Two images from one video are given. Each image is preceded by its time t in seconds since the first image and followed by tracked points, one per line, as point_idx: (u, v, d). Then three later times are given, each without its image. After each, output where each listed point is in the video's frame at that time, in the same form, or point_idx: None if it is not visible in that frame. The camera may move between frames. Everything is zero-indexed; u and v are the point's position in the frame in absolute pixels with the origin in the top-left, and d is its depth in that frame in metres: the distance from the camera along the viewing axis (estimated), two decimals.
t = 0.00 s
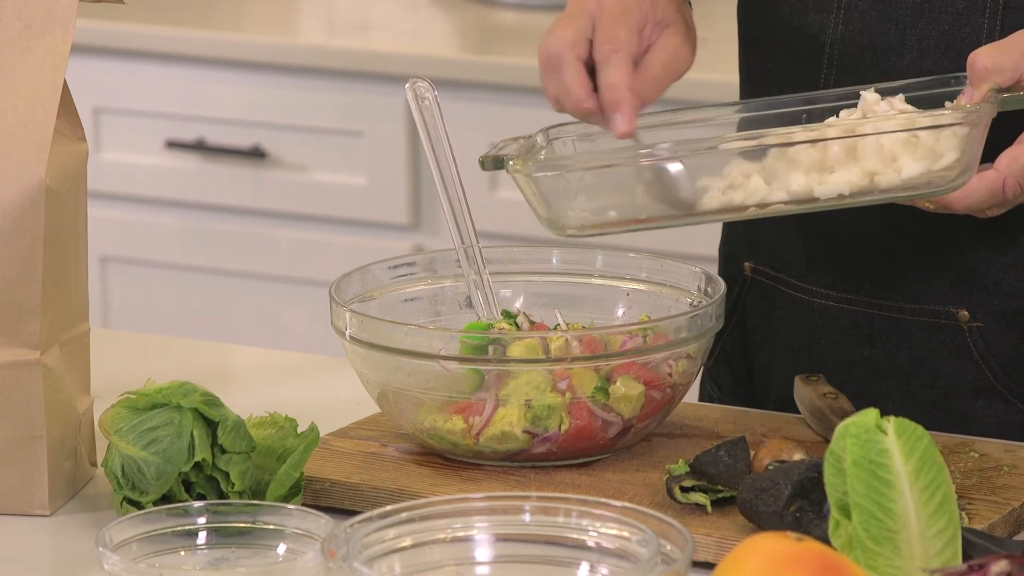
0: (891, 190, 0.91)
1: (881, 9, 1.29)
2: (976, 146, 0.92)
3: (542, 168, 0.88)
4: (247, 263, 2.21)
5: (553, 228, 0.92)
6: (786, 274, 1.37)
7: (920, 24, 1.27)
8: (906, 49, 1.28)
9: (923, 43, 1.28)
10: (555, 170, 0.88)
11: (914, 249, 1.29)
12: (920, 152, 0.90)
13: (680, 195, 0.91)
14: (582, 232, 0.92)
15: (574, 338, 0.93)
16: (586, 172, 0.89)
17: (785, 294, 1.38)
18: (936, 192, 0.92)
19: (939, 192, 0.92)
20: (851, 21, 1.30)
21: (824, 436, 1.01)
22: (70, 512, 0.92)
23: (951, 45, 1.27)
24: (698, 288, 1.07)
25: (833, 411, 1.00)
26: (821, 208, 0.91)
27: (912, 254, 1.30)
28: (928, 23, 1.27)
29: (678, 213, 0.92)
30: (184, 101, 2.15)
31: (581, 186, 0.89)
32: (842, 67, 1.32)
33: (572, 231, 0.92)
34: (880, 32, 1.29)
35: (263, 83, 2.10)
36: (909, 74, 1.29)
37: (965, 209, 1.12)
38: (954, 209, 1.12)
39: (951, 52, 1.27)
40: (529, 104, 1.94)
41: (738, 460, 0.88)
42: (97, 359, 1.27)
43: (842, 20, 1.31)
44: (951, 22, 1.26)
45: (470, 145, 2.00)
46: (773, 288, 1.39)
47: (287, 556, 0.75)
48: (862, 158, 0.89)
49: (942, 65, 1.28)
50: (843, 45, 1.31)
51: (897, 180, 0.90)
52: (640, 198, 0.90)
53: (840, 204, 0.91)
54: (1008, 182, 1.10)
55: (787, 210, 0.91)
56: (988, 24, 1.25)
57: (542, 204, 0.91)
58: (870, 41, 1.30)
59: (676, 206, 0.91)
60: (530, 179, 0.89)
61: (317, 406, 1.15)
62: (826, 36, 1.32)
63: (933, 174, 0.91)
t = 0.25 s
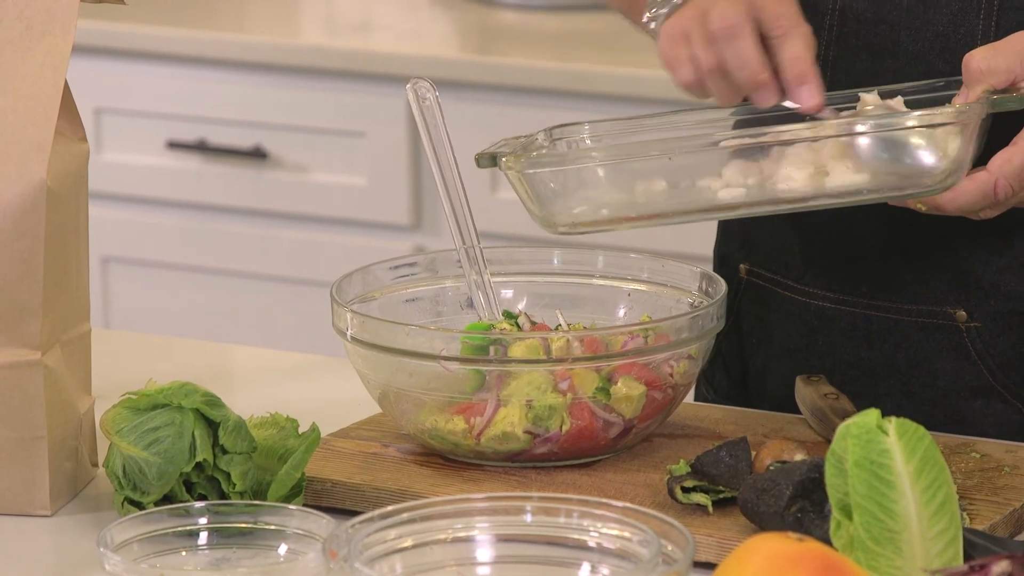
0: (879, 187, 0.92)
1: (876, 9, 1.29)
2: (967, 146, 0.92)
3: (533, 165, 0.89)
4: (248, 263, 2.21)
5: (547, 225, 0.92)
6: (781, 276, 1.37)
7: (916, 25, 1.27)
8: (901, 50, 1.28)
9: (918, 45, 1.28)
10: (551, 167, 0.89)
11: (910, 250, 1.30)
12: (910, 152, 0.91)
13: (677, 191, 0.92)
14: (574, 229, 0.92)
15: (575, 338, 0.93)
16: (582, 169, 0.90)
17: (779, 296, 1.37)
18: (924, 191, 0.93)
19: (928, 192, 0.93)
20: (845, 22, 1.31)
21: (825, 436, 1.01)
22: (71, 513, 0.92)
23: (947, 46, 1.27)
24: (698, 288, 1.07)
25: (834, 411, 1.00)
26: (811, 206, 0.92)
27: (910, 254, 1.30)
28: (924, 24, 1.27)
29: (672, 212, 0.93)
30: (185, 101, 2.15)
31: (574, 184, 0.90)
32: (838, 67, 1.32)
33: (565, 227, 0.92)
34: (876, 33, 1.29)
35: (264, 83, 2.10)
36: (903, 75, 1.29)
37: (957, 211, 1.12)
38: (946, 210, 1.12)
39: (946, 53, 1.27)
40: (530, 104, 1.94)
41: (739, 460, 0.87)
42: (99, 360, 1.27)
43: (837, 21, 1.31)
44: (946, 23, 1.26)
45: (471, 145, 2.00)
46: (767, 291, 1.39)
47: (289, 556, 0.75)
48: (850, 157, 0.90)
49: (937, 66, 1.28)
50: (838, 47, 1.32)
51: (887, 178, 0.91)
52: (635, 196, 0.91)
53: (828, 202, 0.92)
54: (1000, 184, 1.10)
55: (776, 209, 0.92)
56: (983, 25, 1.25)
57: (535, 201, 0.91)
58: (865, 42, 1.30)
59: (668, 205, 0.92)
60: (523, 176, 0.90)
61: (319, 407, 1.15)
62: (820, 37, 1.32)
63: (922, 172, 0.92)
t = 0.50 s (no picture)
0: (891, 184, 0.92)
1: (873, 7, 1.29)
2: (979, 148, 0.92)
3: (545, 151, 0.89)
4: (243, 257, 2.21)
5: (557, 213, 0.92)
6: (775, 272, 1.37)
7: (913, 23, 1.27)
8: (899, 47, 1.28)
9: (917, 42, 1.28)
10: (564, 153, 0.89)
11: (909, 248, 1.30)
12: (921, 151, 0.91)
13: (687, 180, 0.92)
14: (583, 217, 0.92)
15: (569, 332, 0.93)
16: (596, 156, 0.90)
17: (772, 291, 1.37)
18: (935, 189, 0.93)
19: (938, 190, 0.94)
20: (843, 19, 1.30)
21: (819, 430, 1.01)
22: (65, 507, 0.91)
23: (945, 44, 1.27)
24: (693, 282, 1.07)
25: (828, 404, 1.00)
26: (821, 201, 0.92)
27: (906, 251, 1.30)
28: (922, 22, 1.27)
29: (681, 203, 0.93)
30: (180, 94, 2.15)
31: (587, 171, 0.90)
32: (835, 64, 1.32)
33: (574, 215, 0.92)
34: (874, 30, 1.29)
35: (259, 76, 2.09)
36: (903, 74, 1.29)
37: (968, 208, 1.12)
38: (956, 207, 1.12)
39: (945, 51, 1.27)
40: (524, 98, 1.94)
41: (733, 454, 0.88)
42: (93, 354, 1.27)
43: (834, 19, 1.31)
44: (945, 21, 1.26)
45: (465, 139, 1.99)
46: (761, 286, 1.38)
47: (283, 550, 0.75)
48: (862, 153, 0.91)
49: (935, 63, 1.28)
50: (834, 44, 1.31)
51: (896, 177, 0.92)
52: (645, 185, 0.91)
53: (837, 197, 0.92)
54: (1011, 183, 1.10)
55: (787, 202, 0.92)
56: (981, 22, 1.26)
57: (546, 189, 0.91)
58: (862, 40, 1.30)
59: (678, 194, 0.92)
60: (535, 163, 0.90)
61: (312, 401, 1.15)
62: (817, 33, 1.32)
63: (932, 172, 0.92)
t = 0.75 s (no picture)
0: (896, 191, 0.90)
1: (869, 10, 1.29)
2: (982, 155, 0.90)
3: (545, 157, 0.87)
4: (243, 256, 2.20)
5: (559, 220, 0.91)
6: (770, 273, 1.37)
7: (907, 27, 1.28)
8: (894, 52, 1.29)
9: (911, 47, 1.28)
10: (564, 161, 0.87)
11: (901, 251, 1.30)
12: (924, 157, 0.88)
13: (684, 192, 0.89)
14: (587, 224, 0.90)
15: (569, 331, 0.93)
16: (597, 162, 0.88)
17: (767, 291, 1.38)
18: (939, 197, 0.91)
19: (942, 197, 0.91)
20: (838, 22, 1.31)
21: (820, 429, 1.01)
22: (65, 506, 0.91)
23: (939, 50, 1.27)
24: (693, 282, 1.07)
25: (828, 403, 1.00)
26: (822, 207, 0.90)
27: (899, 253, 1.30)
28: (917, 27, 1.27)
29: (688, 210, 0.90)
30: (180, 94, 2.15)
31: (587, 178, 0.88)
32: (831, 67, 1.32)
33: (575, 223, 0.90)
34: (869, 34, 1.29)
35: (259, 76, 2.09)
36: (897, 78, 1.29)
37: (971, 217, 1.11)
38: (959, 216, 1.11)
39: (938, 56, 1.27)
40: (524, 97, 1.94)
41: (733, 454, 0.87)
42: (94, 354, 1.27)
43: (831, 21, 1.31)
44: (938, 27, 1.26)
45: (466, 139, 1.99)
46: (756, 286, 1.39)
47: (283, 549, 0.75)
48: (867, 160, 0.88)
49: (929, 68, 1.28)
50: (830, 47, 1.31)
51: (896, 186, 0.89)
52: (651, 192, 0.89)
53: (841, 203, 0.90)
54: (1014, 192, 1.09)
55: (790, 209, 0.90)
56: (975, 28, 1.25)
57: (547, 195, 0.89)
58: (858, 43, 1.30)
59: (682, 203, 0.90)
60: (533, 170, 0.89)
61: (313, 400, 1.15)
62: (813, 36, 1.32)
63: (934, 178, 0.90)
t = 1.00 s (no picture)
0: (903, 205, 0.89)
1: (877, 19, 1.29)
2: (988, 171, 0.89)
3: (550, 165, 0.86)
4: (246, 259, 2.21)
5: (559, 229, 0.89)
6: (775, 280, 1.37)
7: (916, 36, 1.27)
8: (903, 60, 1.28)
9: (920, 56, 1.28)
10: (562, 172, 0.86)
11: (909, 259, 1.30)
12: (932, 172, 0.88)
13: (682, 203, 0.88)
14: (586, 234, 0.89)
15: (573, 335, 0.93)
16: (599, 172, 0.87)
17: (771, 297, 1.37)
18: (944, 212, 0.90)
19: (947, 212, 0.90)
20: (846, 30, 1.31)
21: (824, 434, 1.01)
22: (68, 509, 0.91)
23: (948, 58, 1.27)
24: (696, 285, 1.07)
25: (830, 407, 1.00)
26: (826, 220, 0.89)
27: (906, 261, 1.30)
28: (925, 36, 1.27)
29: (686, 220, 0.89)
30: (183, 98, 2.15)
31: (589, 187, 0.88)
32: (838, 75, 1.32)
33: (576, 232, 0.89)
34: (876, 42, 1.29)
35: (261, 79, 2.09)
36: (904, 86, 1.29)
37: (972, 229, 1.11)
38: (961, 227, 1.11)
39: (948, 64, 1.27)
40: (526, 101, 1.94)
41: (737, 457, 0.88)
42: (97, 357, 1.27)
43: (837, 30, 1.31)
44: (947, 35, 1.26)
45: (468, 142, 2.00)
46: (761, 292, 1.38)
47: (286, 553, 0.75)
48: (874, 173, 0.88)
49: (938, 77, 1.28)
50: (837, 54, 1.32)
51: (904, 202, 0.89)
52: (646, 201, 0.89)
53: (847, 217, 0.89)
54: (1018, 207, 1.09)
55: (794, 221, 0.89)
56: (984, 37, 1.25)
57: (548, 202, 0.88)
58: (866, 51, 1.30)
59: (680, 213, 0.89)
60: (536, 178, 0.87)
61: (316, 403, 1.15)
62: (820, 44, 1.33)
63: (940, 194, 0.89)
